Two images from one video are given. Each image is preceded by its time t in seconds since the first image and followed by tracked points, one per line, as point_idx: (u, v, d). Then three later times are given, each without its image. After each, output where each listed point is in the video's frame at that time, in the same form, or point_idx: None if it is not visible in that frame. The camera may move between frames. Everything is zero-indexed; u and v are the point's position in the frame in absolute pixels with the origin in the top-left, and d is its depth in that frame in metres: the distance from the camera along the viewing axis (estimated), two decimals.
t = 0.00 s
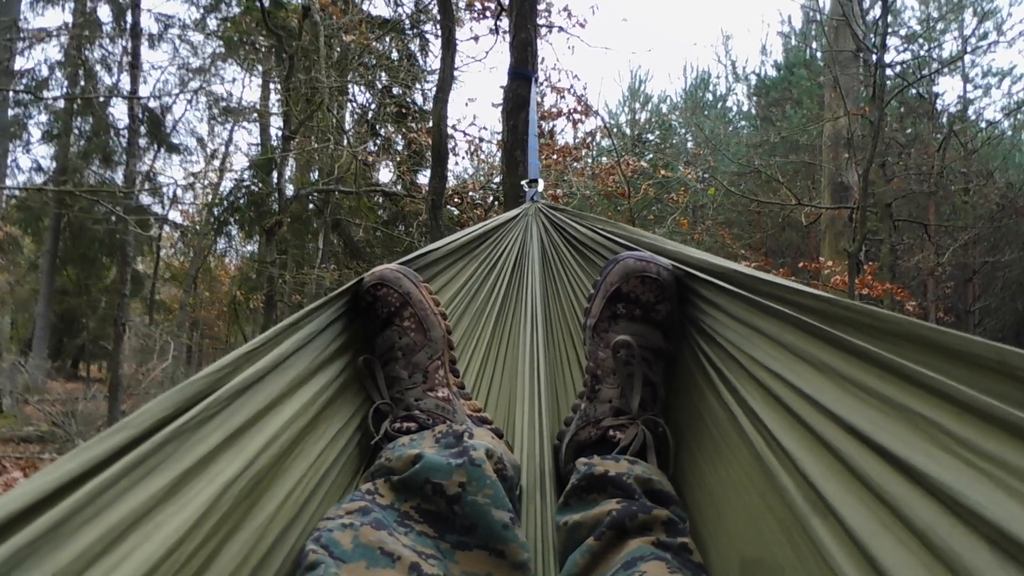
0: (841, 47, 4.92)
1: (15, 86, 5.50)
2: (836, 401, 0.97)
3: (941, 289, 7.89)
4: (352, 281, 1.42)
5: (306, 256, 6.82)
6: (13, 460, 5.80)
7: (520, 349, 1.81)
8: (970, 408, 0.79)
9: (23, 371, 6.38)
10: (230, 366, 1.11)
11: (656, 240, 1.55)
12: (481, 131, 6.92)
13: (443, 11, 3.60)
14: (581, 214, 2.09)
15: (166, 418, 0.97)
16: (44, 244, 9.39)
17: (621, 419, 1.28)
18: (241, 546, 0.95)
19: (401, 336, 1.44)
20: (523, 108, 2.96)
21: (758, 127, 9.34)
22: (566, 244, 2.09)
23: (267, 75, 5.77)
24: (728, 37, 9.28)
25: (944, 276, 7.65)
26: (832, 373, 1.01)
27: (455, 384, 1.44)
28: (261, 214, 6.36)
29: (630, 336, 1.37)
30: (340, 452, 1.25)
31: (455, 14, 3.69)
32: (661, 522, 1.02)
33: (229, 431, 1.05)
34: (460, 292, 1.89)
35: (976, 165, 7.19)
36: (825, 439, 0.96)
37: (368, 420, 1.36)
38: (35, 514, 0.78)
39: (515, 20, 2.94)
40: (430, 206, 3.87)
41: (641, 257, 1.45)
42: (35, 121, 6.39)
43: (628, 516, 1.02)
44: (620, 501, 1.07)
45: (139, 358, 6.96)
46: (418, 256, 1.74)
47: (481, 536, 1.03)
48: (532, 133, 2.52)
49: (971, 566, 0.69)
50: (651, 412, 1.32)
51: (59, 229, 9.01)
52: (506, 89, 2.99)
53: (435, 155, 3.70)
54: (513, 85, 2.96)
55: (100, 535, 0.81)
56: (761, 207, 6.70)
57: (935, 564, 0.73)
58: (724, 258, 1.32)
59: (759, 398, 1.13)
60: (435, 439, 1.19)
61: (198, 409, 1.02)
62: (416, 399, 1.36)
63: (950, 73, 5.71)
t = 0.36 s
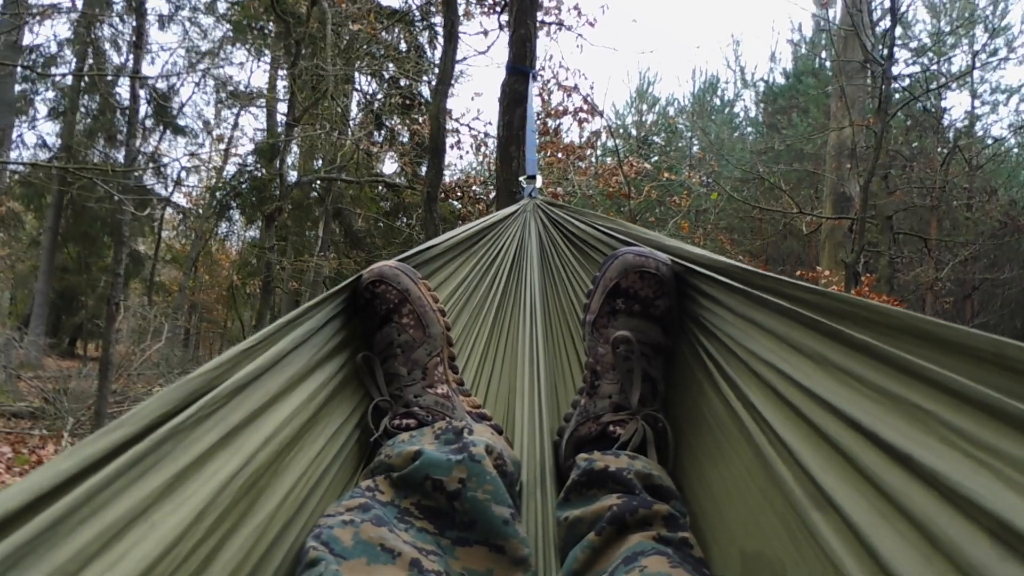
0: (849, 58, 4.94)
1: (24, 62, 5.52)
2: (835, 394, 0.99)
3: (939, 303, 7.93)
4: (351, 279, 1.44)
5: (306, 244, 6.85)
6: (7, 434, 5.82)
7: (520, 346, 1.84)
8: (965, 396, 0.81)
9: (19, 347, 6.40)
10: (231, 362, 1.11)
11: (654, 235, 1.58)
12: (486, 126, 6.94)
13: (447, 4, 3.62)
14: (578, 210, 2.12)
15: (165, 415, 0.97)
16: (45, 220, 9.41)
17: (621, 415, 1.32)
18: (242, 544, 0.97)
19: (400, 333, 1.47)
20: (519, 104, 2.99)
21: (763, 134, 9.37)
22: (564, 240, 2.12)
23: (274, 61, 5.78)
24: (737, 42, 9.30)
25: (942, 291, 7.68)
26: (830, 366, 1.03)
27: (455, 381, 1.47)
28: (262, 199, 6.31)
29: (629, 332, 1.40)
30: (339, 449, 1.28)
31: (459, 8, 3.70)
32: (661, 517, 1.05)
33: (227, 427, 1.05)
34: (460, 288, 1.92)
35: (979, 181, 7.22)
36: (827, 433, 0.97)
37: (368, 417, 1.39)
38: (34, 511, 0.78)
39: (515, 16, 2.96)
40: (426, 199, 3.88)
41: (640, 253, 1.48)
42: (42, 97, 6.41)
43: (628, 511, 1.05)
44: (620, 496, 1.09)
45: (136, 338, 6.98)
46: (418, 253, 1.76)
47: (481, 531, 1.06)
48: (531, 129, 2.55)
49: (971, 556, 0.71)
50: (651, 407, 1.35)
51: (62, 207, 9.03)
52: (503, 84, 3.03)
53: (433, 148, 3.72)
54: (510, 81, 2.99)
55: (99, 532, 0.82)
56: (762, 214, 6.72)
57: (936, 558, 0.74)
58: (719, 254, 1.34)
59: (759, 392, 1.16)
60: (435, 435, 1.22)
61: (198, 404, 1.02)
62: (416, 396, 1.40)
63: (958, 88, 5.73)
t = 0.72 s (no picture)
0: (848, 50, 4.93)
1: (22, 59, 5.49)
2: (839, 390, 0.99)
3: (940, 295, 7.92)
4: (352, 274, 1.44)
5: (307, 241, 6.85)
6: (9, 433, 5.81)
7: (521, 341, 1.83)
8: (968, 390, 0.80)
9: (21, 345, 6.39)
10: (229, 359, 1.11)
11: (655, 230, 1.57)
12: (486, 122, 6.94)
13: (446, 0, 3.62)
14: (580, 206, 2.12)
15: (163, 413, 0.97)
16: (46, 218, 9.40)
17: (623, 409, 1.31)
18: (245, 536, 0.96)
19: (401, 328, 1.47)
20: (520, 99, 2.98)
21: (763, 128, 9.36)
22: (566, 236, 2.12)
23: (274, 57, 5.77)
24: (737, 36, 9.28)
25: (943, 283, 7.67)
26: (835, 362, 1.02)
27: (456, 376, 1.47)
28: (263, 196, 6.29)
29: (631, 327, 1.39)
30: (341, 445, 1.26)
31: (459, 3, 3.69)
32: (663, 511, 1.05)
33: (226, 423, 1.05)
34: (461, 283, 1.91)
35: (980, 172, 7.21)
36: (831, 429, 0.97)
37: (369, 412, 1.37)
38: (33, 508, 0.78)
39: (516, 11, 2.95)
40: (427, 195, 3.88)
41: (641, 247, 1.47)
42: (42, 95, 6.37)
43: (629, 507, 1.04)
44: (621, 491, 1.09)
45: (138, 336, 6.98)
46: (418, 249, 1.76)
47: (482, 526, 1.05)
48: (531, 123, 2.55)
49: (976, 551, 0.70)
50: (652, 402, 1.34)
51: (62, 205, 9.02)
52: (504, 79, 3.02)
53: (434, 144, 3.72)
54: (511, 76, 2.98)
55: (99, 527, 0.82)
56: (763, 208, 6.72)
57: (941, 552, 0.74)
58: (723, 249, 1.34)
59: (763, 387, 1.15)
60: (435, 431, 1.22)
61: (196, 402, 1.02)
62: (416, 390, 1.39)
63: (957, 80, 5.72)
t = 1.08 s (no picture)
0: (841, 34, 4.89)
1: (14, 79, 5.45)
2: (840, 394, 0.96)
3: (942, 276, 7.90)
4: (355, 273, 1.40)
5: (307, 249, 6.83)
6: (18, 453, 5.78)
7: (522, 341, 1.80)
8: (968, 397, 0.77)
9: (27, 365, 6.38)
10: (233, 357, 1.08)
11: (659, 232, 1.54)
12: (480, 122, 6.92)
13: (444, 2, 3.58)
14: (584, 206, 2.09)
15: (165, 411, 0.94)
16: (44, 238, 9.39)
17: (623, 412, 1.29)
18: (247, 534, 0.93)
19: (404, 328, 1.43)
20: (526, 99, 2.95)
21: (758, 116, 9.33)
22: (569, 236, 2.09)
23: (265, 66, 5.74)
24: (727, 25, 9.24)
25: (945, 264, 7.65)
26: (836, 367, 0.99)
27: (458, 376, 1.43)
28: (262, 206, 6.30)
29: (633, 328, 1.36)
30: (342, 442, 1.23)
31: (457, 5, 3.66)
32: (664, 515, 1.02)
33: (230, 421, 1.02)
34: (463, 284, 1.88)
35: (976, 151, 7.17)
36: (832, 434, 0.94)
37: (370, 411, 1.34)
38: (36, 507, 0.76)
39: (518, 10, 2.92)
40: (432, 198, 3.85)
41: (644, 249, 1.43)
42: (34, 114, 6.34)
43: (629, 510, 1.01)
44: (622, 494, 1.06)
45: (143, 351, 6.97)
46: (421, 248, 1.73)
47: (482, 527, 1.02)
48: (535, 121, 2.51)
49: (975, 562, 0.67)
50: (653, 405, 1.32)
51: (60, 223, 9.00)
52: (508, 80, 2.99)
53: (438, 147, 3.68)
54: (516, 76, 2.95)
55: (105, 523, 0.79)
56: (762, 197, 6.69)
57: (941, 561, 0.71)
58: (729, 251, 1.31)
59: (763, 391, 1.12)
60: (437, 430, 1.18)
61: (201, 402, 0.99)
62: (419, 390, 1.36)
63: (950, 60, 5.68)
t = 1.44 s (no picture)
0: (833, 20, 4.86)
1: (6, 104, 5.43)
2: (844, 395, 0.93)
3: (945, 256, 7.86)
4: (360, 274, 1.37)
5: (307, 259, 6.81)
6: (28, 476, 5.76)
7: (526, 342, 1.77)
8: (976, 402, 0.75)
9: (33, 389, 6.36)
10: (238, 359, 1.05)
11: (664, 234, 1.51)
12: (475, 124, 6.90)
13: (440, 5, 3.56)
14: (588, 208, 2.06)
15: (168, 414, 0.91)
16: (43, 260, 9.37)
17: (628, 415, 1.25)
18: (250, 537, 0.89)
19: (409, 329, 1.39)
20: (529, 101, 2.93)
21: (752, 105, 9.29)
22: (573, 238, 2.06)
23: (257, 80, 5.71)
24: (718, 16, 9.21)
25: (947, 244, 7.61)
26: (839, 367, 0.97)
27: (462, 378, 1.40)
28: (262, 219, 6.31)
29: (638, 331, 1.33)
30: (347, 444, 1.20)
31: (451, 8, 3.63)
32: (669, 518, 0.99)
33: (232, 424, 0.99)
34: (467, 285, 1.86)
35: (974, 130, 7.13)
36: (835, 435, 0.91)
37: (374, 413, 1.31)
38: (37, 513, 0.72)
39: (519, 11, 2.90)
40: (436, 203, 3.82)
41: (650, 252, 1.40)
42: (29, 138, 6.31)
43: (634, 512, 0.98)
44: (627, 498, 1.03)
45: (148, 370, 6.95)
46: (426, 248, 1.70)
47: (487, 529, 0.99)
48: (538, 122, 2.50)
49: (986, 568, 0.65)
50: (658, 408, 1.29)
51: (59, 245, 8.99)
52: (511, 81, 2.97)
53: (441, 152, 3.66)
54: (519, 78, 2.94)
55: (107, 526, 0.76)
56: (761, 186, 6.66)
57: (950, 565, 0.68)
58: (733, 253, 1.28)
59: (767, 393, 1.09)
60: (441, 432, 1.15)
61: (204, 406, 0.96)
62: (423, 392, 1.32)
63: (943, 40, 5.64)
